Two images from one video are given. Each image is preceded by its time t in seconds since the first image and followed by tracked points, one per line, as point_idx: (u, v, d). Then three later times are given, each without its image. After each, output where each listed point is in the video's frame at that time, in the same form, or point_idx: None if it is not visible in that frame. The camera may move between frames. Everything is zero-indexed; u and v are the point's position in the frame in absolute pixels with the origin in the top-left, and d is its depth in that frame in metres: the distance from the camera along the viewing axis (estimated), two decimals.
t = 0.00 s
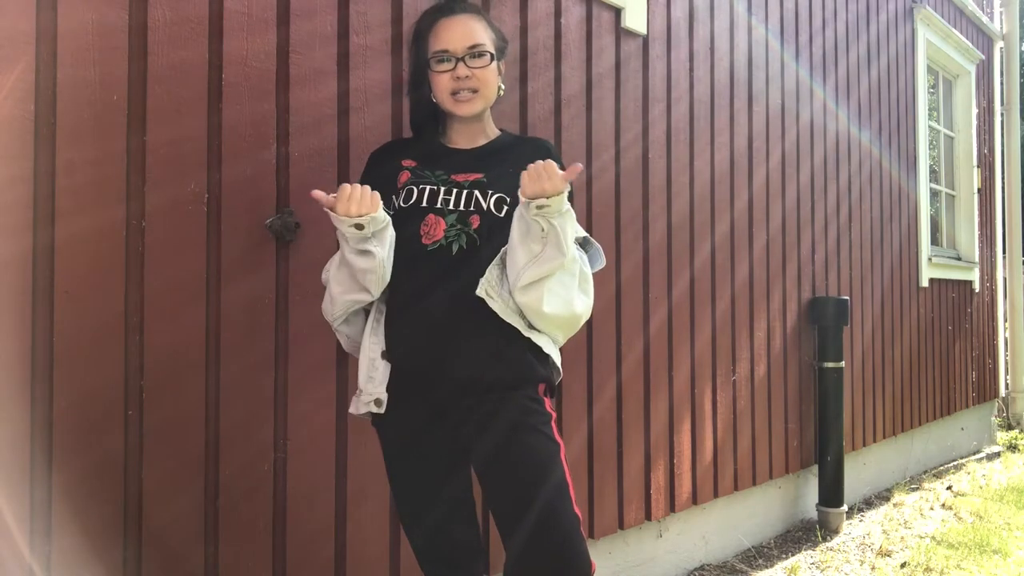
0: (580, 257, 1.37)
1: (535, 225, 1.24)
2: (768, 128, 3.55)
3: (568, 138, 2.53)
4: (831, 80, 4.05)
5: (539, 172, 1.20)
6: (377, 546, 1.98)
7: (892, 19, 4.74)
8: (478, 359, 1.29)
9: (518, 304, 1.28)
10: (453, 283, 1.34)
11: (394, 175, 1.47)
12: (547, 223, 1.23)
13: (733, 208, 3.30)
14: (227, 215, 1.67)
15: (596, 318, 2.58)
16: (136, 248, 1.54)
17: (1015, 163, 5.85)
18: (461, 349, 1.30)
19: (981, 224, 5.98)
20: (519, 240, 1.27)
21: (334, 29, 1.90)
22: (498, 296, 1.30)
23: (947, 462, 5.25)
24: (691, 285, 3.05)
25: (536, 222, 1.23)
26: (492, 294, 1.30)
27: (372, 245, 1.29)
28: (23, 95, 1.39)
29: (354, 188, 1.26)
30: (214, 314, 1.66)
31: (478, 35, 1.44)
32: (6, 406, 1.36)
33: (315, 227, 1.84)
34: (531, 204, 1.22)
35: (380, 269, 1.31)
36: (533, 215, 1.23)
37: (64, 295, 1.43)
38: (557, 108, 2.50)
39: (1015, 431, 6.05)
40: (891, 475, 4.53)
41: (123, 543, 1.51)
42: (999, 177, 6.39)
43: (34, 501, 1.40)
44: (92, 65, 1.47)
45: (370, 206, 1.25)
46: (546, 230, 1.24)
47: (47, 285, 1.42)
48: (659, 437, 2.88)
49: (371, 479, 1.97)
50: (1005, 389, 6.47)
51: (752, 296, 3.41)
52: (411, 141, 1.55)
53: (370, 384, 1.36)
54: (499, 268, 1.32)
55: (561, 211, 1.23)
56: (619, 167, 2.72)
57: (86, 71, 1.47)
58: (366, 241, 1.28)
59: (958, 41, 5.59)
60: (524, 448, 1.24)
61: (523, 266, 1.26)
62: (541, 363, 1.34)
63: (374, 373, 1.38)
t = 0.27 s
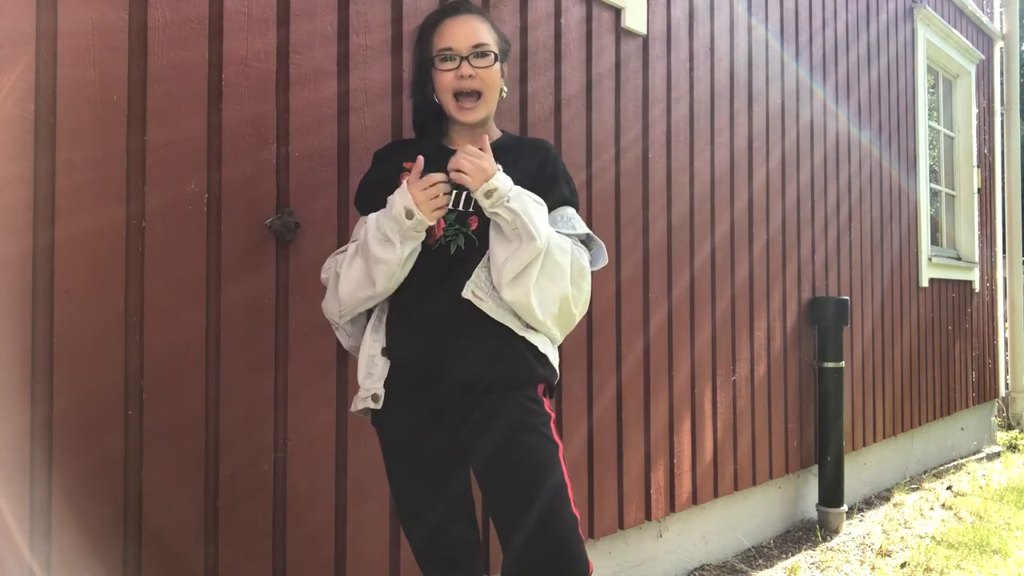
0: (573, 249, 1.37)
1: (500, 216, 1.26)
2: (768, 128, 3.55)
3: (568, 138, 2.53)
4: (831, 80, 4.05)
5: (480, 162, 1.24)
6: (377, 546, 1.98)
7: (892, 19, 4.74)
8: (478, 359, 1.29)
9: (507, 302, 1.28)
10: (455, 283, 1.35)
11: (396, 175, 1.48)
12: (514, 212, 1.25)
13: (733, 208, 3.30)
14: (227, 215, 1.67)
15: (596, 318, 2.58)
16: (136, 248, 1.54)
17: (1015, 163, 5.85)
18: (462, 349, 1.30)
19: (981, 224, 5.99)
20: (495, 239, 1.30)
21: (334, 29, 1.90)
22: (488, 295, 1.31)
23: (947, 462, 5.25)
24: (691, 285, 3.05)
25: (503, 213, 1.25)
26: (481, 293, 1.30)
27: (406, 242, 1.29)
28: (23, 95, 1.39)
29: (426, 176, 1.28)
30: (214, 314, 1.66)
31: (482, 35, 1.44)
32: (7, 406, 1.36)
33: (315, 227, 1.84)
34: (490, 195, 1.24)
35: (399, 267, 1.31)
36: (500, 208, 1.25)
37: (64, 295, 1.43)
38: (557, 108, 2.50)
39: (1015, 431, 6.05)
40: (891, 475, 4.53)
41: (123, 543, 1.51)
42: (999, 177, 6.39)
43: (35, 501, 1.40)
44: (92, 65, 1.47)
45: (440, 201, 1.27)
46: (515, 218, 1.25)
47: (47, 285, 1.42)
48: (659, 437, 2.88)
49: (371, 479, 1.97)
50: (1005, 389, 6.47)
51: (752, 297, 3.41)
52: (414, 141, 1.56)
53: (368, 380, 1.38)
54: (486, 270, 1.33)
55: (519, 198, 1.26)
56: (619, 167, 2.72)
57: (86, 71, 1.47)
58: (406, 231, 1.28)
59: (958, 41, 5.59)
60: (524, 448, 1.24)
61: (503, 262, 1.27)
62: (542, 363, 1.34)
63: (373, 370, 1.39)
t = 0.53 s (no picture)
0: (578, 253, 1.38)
1: (545, 226, 1.25)
2: (768, 128, 3.55)
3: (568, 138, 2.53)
4: (831, 80, 4.05)
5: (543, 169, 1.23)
6: (378, 547, 1.98)
7: (892, 19, 4.74)
8: (479, 359, 1.30)
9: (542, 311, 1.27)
10: (457, 283, 1.34)
11: (397, 175, 1.47)
12: (557, 222, 1.26)
13: (733, 208, 3.31)
14: (227, 215, 1.67)
15: (596, 318, 2.58)
16: (136, 248, 1.54)
17: (1015, 163, 5.85)
18: (463, 350, 1.31)
19: (981, 224, 5.99)
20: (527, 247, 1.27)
21: (334, 29, 1.90)
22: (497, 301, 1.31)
23: (947, 462, 5.25)
24: (691, 285, 3.05)
25: (547, 223, 1.25)
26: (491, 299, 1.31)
27: (329, 239, 1.32)
28: (23, 95, 1.39)
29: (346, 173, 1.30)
30: (214, 314, 1.66)
31: (483, 35, 1.44)
32: (7, 406, 1.36)
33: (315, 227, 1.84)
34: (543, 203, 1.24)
35: (324, 264, 1.34)
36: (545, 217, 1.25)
37: (64, 295, 1.43)
38: (557, 108, 2.50)
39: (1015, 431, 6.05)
40: (891, 475, 4.53)
41: (123, 543, 1.51)
42: (999, 177, 6.39)
43: (34, 501, 1.40)
44: (92, 65, 1.47)
45: (337, 197, 1.28)
46: (559, 229, 1.26)
47: (47, 284, 1.42)
48: (659, 437, 2.88)
49: (371, 479, 1.97)
50: (1005, 389, 6.47)
51: (752, 297, 3.41)
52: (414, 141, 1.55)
53: (371, 384, 1.35)
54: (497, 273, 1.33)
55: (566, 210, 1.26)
56: (619, 167, 2.72)
57: (86, 71, 1.47)
58: (324, 227, 1.33)
59: (959, 41, 5.59)
60: (525, 448, 1.24)
61: (543, 271, 1.26)
62: (542, 363, 1.34)
63: (376, 374, 1.36)
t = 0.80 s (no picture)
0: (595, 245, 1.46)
1: (602, 219, 1.29)
2: (768, 128, 3.55)
3: (568, 138, 2.53)
4: (831, 80, 4.05)
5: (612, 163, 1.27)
6: (378, 547, 1.98)
7: (892, 19, 4.74)
8: (479, 358, 1.30)
9: (597, 305, 1.32)
10: (456, 283, 1.34)
11: (395, 173, 1.47)
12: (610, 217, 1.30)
13: (733, 208, 3.31)
14: (227, 215, 1.67)
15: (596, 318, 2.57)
16: (136, 247, 1.54)
17: (1015, 163, 5.85)
18: (462, 350, 1.31)
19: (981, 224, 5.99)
20: (584, 243, 1.29)
21: (334, 29, 1.90)
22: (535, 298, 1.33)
23: (947, 462, 5.25)
24: (691, 285, 3.05)
25: (606, 216, 1.29)
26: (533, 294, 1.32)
27: (285, 225, 1.44)
28: (23, 95, 1.39)
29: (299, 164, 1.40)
30: (214, 314, 1.66)
31: (482, 28, 1.44)
32: (7, 405, 1.36)
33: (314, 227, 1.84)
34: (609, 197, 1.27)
35: (280, 250, 1.44)
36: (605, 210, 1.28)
37: (64, 295, 1.43)
38: (557, 108, 2.50)
39: (1015, 431, 6.05)
40: (891, 475, 4.53)
41: (123, 543, 1.51)
42: (999, 177, 6.39)
43: (34, 501, 1.41)
44: (92, 65, 1.47)
45: (287, 183, 1.39)
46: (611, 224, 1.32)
47: (47, 284, 1.42)
48: (659, 437, 2.88)
49: (371, 479, 1.97)
50: (1005, 389, 6.47)
51: (752, 297, 3.41)
52: (413, 139, 1.55)
53: (366, 382, 1.37)
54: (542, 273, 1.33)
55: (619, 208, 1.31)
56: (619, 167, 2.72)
57: (86, 71, 1.47)
58: (284, 212, 1.45)
59: (958, 41, 5.59)
60: (525, 448, 1.25)
61: (602, 266, 1.30)
62: (540, 364, 1.35)
63: (370, 372, 1.39)
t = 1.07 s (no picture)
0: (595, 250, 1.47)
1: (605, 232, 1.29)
2: (768, 127, 3.55)
3: (568, 138, 2.53)
4: (831, 80, 4.05)
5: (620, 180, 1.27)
6: (378, 547, 1.98)
7: (892, 19, 4.74)
8: (479, 359, 1.30)
9: (598, 313, 1.34)
10: (456, 283, 1.34)
11: (394, 176, 1.47)
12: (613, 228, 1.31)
13: (733, 208, 3.31)
14: (227, 215, 1.67)
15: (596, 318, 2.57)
16: (136, 248, 1.54)
17: (1015, 163, 5.85)
18: (462, 350, 1.31)
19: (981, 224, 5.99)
20: (587, 255, 1.30)
21: (334, 29, 1.90)
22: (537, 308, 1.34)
23: (947, 462, 5.25)
24: (691, 285, 3.05)
25: (609, 229, 1.29)
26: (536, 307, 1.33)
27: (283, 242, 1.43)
28: (23, 95, 1.39)
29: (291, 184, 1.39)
30: (214, 314, 1.66)
31: (481, 30, 1.44)
32: (7, 405, 1.36)
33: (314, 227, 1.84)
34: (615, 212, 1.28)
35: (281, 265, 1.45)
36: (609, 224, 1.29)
37: (64, 295, 1.43)
38: (557, 108, 2.50)
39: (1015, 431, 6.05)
40: (891, 476, 4.53)
41: (123, 543, 1.51)
42: (999, 177, 6.39)
43: (34, 501, 1.41)
44: (92, 65, 1.47)
45: (282, 206, 1.39)
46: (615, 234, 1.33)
47: (47, 284, 1.42)
48: (659, 437, 2.88)
49: (371, 478, 1.97)
50: (1005, 389, 6.47)
51: (752, 297, 3.41)
52: (412, 141, 1.55)
53: (352, 393, 1.40)
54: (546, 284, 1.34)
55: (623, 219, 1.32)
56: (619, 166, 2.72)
57: (86, 72, 1.47)
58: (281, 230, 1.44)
59: (958, 41, 5.59)
60: (525, 448, 1.25)
61: (604, 276, 1.32)
62: (540, 364, 1.35)
63: (358, 382, 1.41)
